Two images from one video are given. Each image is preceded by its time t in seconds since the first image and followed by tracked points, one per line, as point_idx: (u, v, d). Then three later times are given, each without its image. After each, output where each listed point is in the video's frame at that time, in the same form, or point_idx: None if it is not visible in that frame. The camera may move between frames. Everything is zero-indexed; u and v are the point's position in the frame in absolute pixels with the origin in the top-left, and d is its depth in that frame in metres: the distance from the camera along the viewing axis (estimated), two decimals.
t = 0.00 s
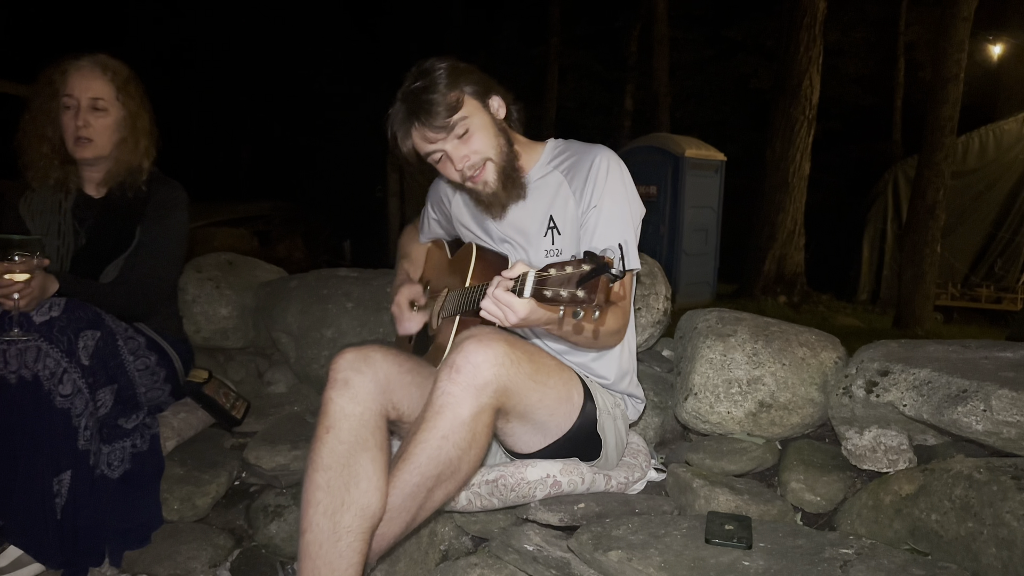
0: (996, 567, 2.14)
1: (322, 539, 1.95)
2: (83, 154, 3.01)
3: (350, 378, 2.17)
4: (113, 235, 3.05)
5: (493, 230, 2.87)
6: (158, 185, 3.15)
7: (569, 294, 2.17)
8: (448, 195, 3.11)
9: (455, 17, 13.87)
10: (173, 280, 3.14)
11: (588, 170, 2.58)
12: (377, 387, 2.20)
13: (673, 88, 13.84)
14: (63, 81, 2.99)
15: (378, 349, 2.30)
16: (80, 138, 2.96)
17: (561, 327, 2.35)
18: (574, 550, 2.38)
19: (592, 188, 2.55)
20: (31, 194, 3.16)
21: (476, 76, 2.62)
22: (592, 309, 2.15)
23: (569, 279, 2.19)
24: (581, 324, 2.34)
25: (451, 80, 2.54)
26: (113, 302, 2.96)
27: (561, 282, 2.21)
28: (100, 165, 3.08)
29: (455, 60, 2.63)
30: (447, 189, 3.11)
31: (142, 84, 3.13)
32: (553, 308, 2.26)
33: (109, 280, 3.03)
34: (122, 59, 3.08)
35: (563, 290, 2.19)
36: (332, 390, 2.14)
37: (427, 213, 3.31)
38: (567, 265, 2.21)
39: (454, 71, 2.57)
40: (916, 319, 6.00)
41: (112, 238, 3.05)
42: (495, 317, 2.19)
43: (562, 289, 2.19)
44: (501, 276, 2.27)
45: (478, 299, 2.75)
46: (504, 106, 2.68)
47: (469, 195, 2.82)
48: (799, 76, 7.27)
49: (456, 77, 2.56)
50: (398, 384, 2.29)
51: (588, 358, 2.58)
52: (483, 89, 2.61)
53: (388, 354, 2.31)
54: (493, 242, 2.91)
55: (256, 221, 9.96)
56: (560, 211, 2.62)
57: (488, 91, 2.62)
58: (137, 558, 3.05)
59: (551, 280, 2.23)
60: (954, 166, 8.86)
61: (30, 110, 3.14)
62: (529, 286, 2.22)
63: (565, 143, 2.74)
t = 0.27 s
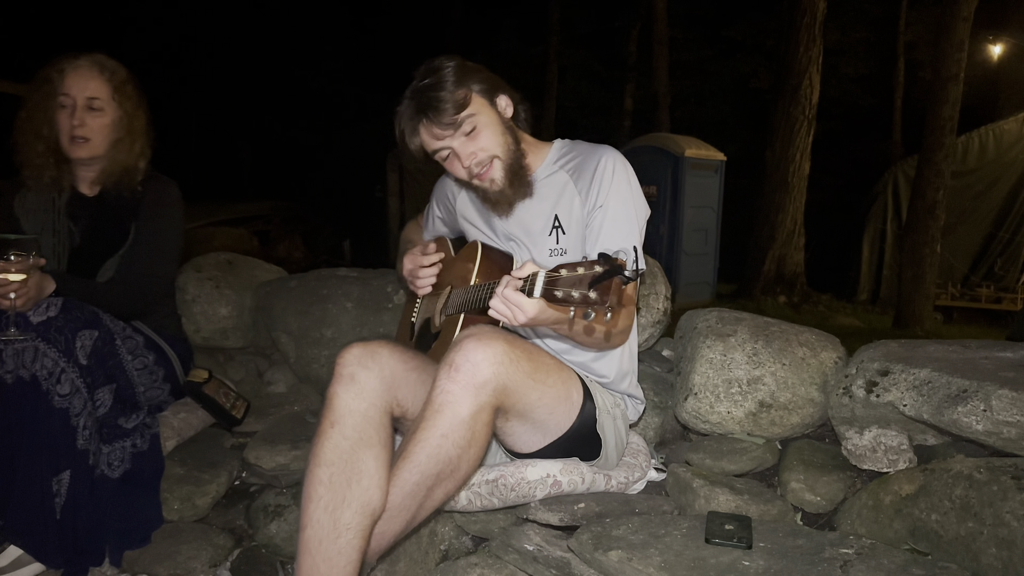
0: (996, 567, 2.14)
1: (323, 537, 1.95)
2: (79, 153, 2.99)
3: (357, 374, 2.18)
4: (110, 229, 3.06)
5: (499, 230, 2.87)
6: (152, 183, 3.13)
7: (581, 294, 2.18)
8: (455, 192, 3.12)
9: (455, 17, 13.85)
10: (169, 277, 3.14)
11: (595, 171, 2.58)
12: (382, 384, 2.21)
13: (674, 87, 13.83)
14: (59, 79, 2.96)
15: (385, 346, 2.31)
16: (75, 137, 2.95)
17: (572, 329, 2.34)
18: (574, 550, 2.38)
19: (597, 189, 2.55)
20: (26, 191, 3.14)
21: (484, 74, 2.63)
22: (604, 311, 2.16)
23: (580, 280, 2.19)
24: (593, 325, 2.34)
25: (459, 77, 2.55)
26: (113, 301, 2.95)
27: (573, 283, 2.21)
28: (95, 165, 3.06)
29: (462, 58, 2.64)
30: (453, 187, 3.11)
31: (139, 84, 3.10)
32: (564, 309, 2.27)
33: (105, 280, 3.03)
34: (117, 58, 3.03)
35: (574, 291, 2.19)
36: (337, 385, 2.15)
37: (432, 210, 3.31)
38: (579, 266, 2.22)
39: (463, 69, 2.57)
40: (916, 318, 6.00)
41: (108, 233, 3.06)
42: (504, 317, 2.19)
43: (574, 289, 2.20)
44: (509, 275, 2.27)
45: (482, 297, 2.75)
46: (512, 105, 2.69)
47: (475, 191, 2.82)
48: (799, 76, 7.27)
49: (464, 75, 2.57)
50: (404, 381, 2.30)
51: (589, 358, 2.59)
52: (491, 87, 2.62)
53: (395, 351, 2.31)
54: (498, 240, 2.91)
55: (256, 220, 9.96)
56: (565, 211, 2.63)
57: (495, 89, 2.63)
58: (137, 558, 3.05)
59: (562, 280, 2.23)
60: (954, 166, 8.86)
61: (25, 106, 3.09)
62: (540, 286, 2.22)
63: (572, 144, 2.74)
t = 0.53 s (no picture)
0: (996, 567, 2.14)
1: (325, 538, 1.95)
2: (64, 152, 2.97)
3: (359, 375, 2.18)
4: (102, 226, 3.08)
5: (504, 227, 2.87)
6: (140, 180, 3.12)
7: (590, 298, 2.20)
8: (461, 187, 3.11)
9: (454, 17, 13.84)
10: (163, 275, 3.14)
11: (604, 171, 2.58)
12: (384, 385, 2.21)
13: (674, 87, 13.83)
14: (39, 78, 2.91)
15: (388, 347, 2.31)
16: (59, 136, 2.92)
17: (579, 331, 2.32)
18: (574, 550, 2.38)
19: (606, 189, 2.55)
20: (16, 194, 3.15)
21: (499, 71, 2.66)
22: (612, 313, 2.18)
23: (588, 283, 2.23)
24: (600, 328, 2.30)
25: (474, 72, 2.58)
26: (107, 299, 2.96)
27: (580, 286, 2.24)
28: (81, 164, 3.04)
29: (479, 54, 2.66)
30: (461, 181, 3.10)
31: (122, 81, 3.06)
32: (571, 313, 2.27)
33: (100, 277, 3.05)
34: (100, 57, 3.00)
35: (582, 294, 2.21)
36: (340, 386, 2.15)
37: (436, 204, 3.30)
38: (587, 269, 2.24)
39: (478, 64, 2.60)
40: (917, 318, 6.01)
41: (101, 229, 3.08)
42: (509, 318, 2.19)
43: (581, 292, 2.22)
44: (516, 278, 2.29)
45: (487, 296, 2.75)
46: (526, 104, 2.72)
47: (481, 187, 2.82)
48: (799, 76, 7.27)
49: (479, 70, 2.59)
50: (405, 382, 2.30)
51: (591, 358, 2.59)
52: (505, 84, 2.65)
53: (398, 353, 2.32)
54: (502, 238, 2.91)
55: (256, 220, 9.95)
56: (572, 210, 2.62)
57: (509, 86, 2.66)
58: (137, 558, 3.05)
59: (569, 283, 2.25)
60: (954, 166, 8.86)
61: (10, 106, 3.05)
62: (548, 288, 2.25)
63: (581, 143, 2.74)
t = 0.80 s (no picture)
0: (996, 567, 2.14)
1: (326, 538, 1.95)
2: (52, 153, 2.97)
3: (362, 374, 2.19)
4: (94, 224, 3.06)
5: (507, 225, 2.87)
6: (132, 178, 3.12)
7: (594, 296, 2.21)
8: (464, 183, 3.10)
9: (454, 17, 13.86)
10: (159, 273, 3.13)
11: (609, 172, 2.59)
12: (386, 386, 2.21)
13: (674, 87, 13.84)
14: (20, 82, 2.91)
15: (391, 347, 2.31)
16: (45, 138, 2.92)
17: (583, 329, 2.33)
18: (574, 550, 2.38)
19: (611, 190, 2.55)
20: (7, 196, 3.15)
21: (510, 69, 2.68)
22: (617, 312, 2.19)
23: (593, 281, 2.23)
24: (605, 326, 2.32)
25: (485, 67, 2.61)
26: (102, 298, 2.92)
27: (585, 284, 2.24)
28: (70, 164, 3.05)
29: (493, 50, 2.69)
30: (464, 177, 3.10)
31: (102, 77, 3.05)
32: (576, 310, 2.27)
33: (94, 277, 3.02)
34: (79, 56, 2.99)
35: (587, 292, 2.22)
36: (343, 386, 2.16)
37: (437, 201, 3.29)
38: (591, 267, 2.25)
39: (490, 59, 2.63)
40: (917, 319, 6.01)
41: (93, 227, 3.06)
42: (512, 317, 2.18)
43: (587, 290, 2.22)
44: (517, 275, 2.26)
45: (488, 294, 2.74)
46: (534, 103, 2.74)
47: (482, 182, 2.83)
48: (799, 76, 7.27)
49: (490, 66, 2.62)
50: (407, 381, 2.30)
51: (591, 358, 2.60)
52: (515, 82, 2.67)
53: (401, 352, 2.32)
54: (503, 236, 2.91)
55: (256, 220, 9.96)
56: (576, 209, 2.63)
57: (519, 84, 2.68)
58: (137, 558, 3.05)
59: (574, 281, 2.25)
60: (954, 166, 8.86)
61: None
62: (552, 286, 2.23)
63: (587, 145, 2.75)
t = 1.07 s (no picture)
0: (996, 568, 2.14)
1: (327, 538, 1.95)
2: (44, 155, 2.97)
3: (363, 374, 2.18)
4: (90, 222, 3.04)
5: (508, 225, 2.87)
6: (128, 177, 3.12)
7: (598, 301, 2.20)
8: (466, 183, 3.11)
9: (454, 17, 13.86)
10: (156, 273, 3.12)
11: (610, 174, 2.59)
12: (388, 386, 2.21)
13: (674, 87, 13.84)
14: (10, 85, 2.92)
15: (392, 346, 2.31)
16: (36, 140, 2.92)
17: (587, 334, 2.33)
18: (574, 550, 2.38)
19: (612, 191, 2.55)
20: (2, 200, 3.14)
21: (514, 67, 2.68)
22: (621, 317, 2.19)
23: (597, 286, 2.22)
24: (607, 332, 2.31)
25: (490, 64, 2.61)
26: (100, 300, 2.93)
27: (587, 289, 2.23)
28: (64, 164, 3.05)
29: (498, 48, 2.69)
30: (466, 178, 3.11)
31: (92, 76, 3.05)
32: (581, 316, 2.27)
33: (91, 275, 3.03)
34: (65, 56, 2.99)
35: (591, 297, 2.21)
36: (344, 385, 2.16)
37: (440, 201, 3.30)
38: (595, 273, 2.24)
39: (496, 57, 2.63)
40: (918, 319, 6.01)
41: (89, 225, 3.04)
42: (515, 319, 2.19)
43: (590, 294, 2.21)
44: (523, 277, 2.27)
45: (489, 294, 2.73)
46: (537, 102, 2.74)
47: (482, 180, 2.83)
48: (799, 76, 7.26)
49: (495, 63, 2.62)
50: (409, 381, 2.31)
51: (591, 358, 2.60)
52: (520, 81, 2.67)
53: (402, 352, 2.32)
54: (505, 236, 2.91)
55: (256, 220, 9.96)
56: (577, 211, 2.63)
57: (524, 83, 2.68)
58: (138, 558, 3.05)
59: (577, 286, 2.24)
60: (954, 166, 8.87)
61: None
62: (556, 288, 2.23)
63: (589, 146, 2.75)
